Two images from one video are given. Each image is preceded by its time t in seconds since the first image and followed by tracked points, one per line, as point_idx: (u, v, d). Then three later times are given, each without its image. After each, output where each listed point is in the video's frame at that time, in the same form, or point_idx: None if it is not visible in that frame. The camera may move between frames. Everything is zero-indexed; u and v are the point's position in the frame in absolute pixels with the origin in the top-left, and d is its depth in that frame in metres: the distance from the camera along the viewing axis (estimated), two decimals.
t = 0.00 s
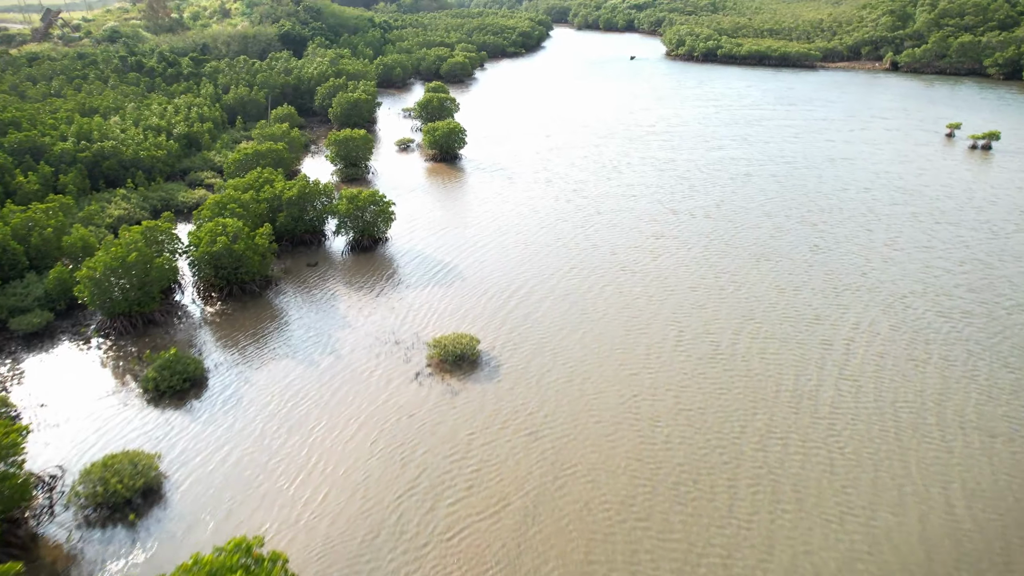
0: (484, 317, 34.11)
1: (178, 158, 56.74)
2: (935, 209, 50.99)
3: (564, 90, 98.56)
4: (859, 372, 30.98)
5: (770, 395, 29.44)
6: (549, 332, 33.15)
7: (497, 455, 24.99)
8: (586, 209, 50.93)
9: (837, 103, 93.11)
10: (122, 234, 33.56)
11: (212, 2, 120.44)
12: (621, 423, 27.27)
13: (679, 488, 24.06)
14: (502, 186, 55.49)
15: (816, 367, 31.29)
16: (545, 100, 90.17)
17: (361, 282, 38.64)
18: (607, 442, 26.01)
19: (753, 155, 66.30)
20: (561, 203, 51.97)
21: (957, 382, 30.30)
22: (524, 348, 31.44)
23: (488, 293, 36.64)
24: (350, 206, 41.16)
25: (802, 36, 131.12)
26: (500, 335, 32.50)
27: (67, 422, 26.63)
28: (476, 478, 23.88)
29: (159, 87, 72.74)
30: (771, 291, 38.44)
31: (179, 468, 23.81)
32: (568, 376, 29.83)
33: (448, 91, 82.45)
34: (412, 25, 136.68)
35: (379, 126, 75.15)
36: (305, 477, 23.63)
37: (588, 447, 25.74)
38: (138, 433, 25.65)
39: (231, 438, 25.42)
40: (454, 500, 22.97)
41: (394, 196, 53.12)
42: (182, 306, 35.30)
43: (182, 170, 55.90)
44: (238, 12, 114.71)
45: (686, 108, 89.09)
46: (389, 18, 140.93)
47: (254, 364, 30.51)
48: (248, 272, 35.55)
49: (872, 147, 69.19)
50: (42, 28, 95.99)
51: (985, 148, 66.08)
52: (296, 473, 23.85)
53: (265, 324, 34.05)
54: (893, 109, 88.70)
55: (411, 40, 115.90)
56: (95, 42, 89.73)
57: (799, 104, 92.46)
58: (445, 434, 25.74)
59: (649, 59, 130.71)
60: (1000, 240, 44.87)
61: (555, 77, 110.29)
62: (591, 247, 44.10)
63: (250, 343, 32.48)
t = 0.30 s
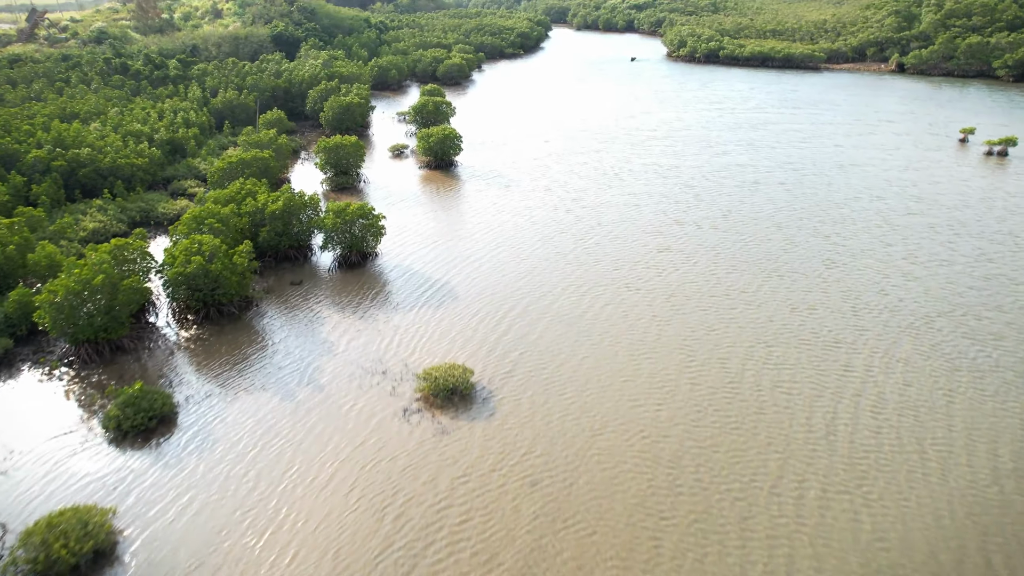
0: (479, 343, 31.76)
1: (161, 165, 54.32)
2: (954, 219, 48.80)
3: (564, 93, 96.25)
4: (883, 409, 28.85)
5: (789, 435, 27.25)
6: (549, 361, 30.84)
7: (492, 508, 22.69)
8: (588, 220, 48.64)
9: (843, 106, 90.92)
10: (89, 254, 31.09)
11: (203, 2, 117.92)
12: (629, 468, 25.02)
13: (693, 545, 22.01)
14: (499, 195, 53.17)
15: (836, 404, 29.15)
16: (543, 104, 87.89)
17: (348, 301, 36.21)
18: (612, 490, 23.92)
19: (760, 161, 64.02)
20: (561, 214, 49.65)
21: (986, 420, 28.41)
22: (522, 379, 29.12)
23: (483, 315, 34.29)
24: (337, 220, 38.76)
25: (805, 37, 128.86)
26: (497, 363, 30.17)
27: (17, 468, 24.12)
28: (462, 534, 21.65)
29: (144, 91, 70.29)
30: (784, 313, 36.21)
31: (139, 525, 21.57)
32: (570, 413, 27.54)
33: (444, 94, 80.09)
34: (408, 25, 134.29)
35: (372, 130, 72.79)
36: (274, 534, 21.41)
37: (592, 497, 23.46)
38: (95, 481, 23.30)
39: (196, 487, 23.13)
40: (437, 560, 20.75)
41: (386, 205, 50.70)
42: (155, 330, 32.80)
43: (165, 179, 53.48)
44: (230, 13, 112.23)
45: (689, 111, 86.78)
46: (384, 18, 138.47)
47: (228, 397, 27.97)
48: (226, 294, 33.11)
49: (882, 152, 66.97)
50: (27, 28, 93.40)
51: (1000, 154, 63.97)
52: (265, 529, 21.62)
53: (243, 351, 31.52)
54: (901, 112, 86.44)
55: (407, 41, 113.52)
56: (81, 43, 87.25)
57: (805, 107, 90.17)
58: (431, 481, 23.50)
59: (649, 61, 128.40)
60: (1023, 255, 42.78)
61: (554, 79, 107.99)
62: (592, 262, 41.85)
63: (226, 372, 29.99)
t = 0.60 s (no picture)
0: (475, 373, 29.60)
1: (143, 173, 51.88)
2: (974, 231, 46.71)
3: (563, 95, 93.96)
4: (910, 448, 26.76)
5: (810, 479, 25.12)
6: (548, 396, 28.69)
7: (484, 566, 20.52)
8: (589, 231, 46.34)
9: (850, 108, 88.69)
10: (51, 277, 28.59)
11: (195, 3, 115.44)
12: (636, 520, 22.92)
13: None
14: (497, 204, 50.86)
15: (859, 441, 27.04)
16: (543, 107, 85.58)
17: (334, 323, 33.79)
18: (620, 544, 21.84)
19: (767, 167, 61.75)
20: (561, 225, 47.37)
21: None
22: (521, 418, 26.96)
23: (479, 341, 32.10)
24: (323, 236, 36.35)
25: (809, 37, 126.55)
26: (493, 399, 28.01)
27: None
28: None
29: (129, 94, 67.83)
30: (799, 338, 34.05)
31: None
32: (571, 456, 25.38)
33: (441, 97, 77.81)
34: (404, 26, 131.76)
35: (366, 135, 70.45)
36: None
37: (597, 554, 21.33)
38: (45, 538, 20.98)
39: (157, 544, 20.82)
40: None
41: (378, 215, 48.35)
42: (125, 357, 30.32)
43: (146, 188, 51.04)
44: (222, 13, 109.67)
45: (692, 114, 84.52)
46: (380, 18, 135.93)
47: (199, 436, 25.57)
48: (201, 319, 30.64)
49: (894, 158, 64.83)
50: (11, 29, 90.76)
51: (1017, 160, 61.87)
52: None
53: (218, 381, 29.09)
54: (910, 115, 84.22)
55: (403, 42, 111.14)
56: (66, 44, 84.76)
57: (811, 110, 87.88)
58: (416, 534, 21.32)
59: (650, 62, 126.02)
60: None
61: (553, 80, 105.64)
62: (595, 278, 39.65)
63: (199, 406, 27.52)
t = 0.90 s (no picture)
0: (470, 411, 27.40)
1: (125, 183, 49.52)
2: (995, 244, 44.69)
3: (562, 98, 91.68)
4: (943, 500, 24.73)
5: (835, 533, 23.09)
6: (549, 435, 26.55)
7: None
8: (592, 245, 44.15)
9: (857, 111, 86.52)
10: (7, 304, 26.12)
11: (186, 3, 112.94)
12: None
13: None
14: (494, 215, 48.59)
15: (887, 490, 25.00)
16: (542, 110, 83.33)
17: (319, 350, 31.44)
18: None
19: (776, 174, 59.51)
20: (562, 237, 45.16)
21: None
22: (519, 463, 24.78)
23: (474, 372, 29.94)
24: (309, 254, 34.00)
25: (813, 38, 124.30)
26: (490, 441, 25.84)
27: None
28: None
29: (112, 98, 65.42)
30: (817, 368, 31.93)
31: None
32: (574, 505, 23.31)
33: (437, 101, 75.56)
34: (400, 26, 129.30)
35: (359, 141, 68.15)
36: None
37: None
38: None
39: None
40: None
41: (370, 227, 46.09)
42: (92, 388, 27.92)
43: (127, 198, 48.67)
44: (213, 14, 107.25)
45: (695, 118, 82.29)
46: (376, 19, 133.46)
47: (164, 486, 23.20)
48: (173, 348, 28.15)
49: (906, 164, 62.72)
50: None
51: None
52: None
53: (190, 416, 26.64)
54: (919, 118, 81.99)
55: (399, 43, 108.78)
56: (51, 46, 82.26)
57: (817, 114, 85.63)
58: None
59: (651, 63, 123.74)
60: None
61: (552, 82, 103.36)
62: (598, 297, 37.49)
63: (168, 447, 25.14)
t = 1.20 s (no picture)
0: (464, 455, 25.08)
1: (103, 193, 47.16)
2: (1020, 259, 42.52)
3: (562, 101, 89.33)
4: (985, 559, 22.53)
5: None
6: (550, 483, 24.24)
7: None
8: (594, 259, 41.87)
9: (865, 114, 84.31)
10: None
11: (178, 4, 110.62)
12: None
13: None
14: (491, 227, 46.28)
15: (921, 546, 22.86)
16: (541, 114, 81.00)
17: (301, 382, 29.03)
18: None
19: (785, 182, 57.23)
20: (563, 251, 42.85)
21: None
22: (516, 518, 22.50)
23: (469, 408, 27.63)
24: (291, 275, 31.66)
25: (817, 40, 121.93)
26: (485, 491, 23.55)
27: None
28: None
29: (95, 103, 63.00)
30: (840, 403, 29.70)
31: None
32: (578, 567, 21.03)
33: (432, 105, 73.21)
34: (397, 28, 126.98)
35: (352, 147, 65.79)
36: None
37: None
38: None
39: None
40: None
41: (360, 241, 43.72)
42: (49, 427, 25.50)
43: (106, 209, 46.30)
44: (205, 15, 104.86)
45: (699, 122, 80.03)
46: (372, 20, 131.18)
47: (121, 546, 20.89)
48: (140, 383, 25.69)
49: (920, 171, 60.47)
50: None
51: None
52: None
53: (154, 458, 24.22)
54: (929, 122, 79.71)
55: (395, 45, 106.47)
56: (36, 48, 79.85)
57: (823, 117, 83.37)
58: None
59: (653, 65, 121.45)
60: None
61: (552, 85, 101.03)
62: (602, 319, 35.19)
63: (129, 497, 22.69)
